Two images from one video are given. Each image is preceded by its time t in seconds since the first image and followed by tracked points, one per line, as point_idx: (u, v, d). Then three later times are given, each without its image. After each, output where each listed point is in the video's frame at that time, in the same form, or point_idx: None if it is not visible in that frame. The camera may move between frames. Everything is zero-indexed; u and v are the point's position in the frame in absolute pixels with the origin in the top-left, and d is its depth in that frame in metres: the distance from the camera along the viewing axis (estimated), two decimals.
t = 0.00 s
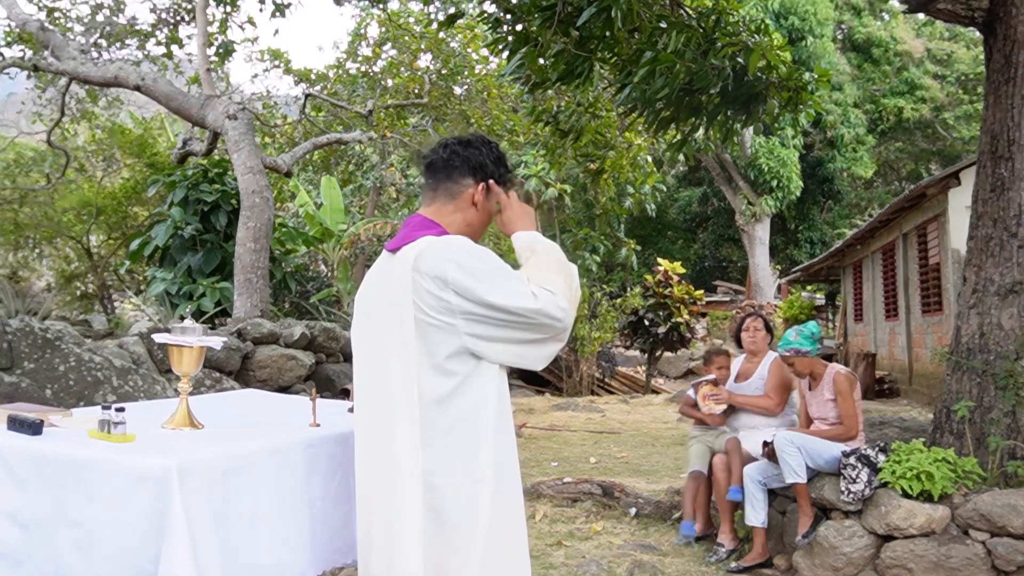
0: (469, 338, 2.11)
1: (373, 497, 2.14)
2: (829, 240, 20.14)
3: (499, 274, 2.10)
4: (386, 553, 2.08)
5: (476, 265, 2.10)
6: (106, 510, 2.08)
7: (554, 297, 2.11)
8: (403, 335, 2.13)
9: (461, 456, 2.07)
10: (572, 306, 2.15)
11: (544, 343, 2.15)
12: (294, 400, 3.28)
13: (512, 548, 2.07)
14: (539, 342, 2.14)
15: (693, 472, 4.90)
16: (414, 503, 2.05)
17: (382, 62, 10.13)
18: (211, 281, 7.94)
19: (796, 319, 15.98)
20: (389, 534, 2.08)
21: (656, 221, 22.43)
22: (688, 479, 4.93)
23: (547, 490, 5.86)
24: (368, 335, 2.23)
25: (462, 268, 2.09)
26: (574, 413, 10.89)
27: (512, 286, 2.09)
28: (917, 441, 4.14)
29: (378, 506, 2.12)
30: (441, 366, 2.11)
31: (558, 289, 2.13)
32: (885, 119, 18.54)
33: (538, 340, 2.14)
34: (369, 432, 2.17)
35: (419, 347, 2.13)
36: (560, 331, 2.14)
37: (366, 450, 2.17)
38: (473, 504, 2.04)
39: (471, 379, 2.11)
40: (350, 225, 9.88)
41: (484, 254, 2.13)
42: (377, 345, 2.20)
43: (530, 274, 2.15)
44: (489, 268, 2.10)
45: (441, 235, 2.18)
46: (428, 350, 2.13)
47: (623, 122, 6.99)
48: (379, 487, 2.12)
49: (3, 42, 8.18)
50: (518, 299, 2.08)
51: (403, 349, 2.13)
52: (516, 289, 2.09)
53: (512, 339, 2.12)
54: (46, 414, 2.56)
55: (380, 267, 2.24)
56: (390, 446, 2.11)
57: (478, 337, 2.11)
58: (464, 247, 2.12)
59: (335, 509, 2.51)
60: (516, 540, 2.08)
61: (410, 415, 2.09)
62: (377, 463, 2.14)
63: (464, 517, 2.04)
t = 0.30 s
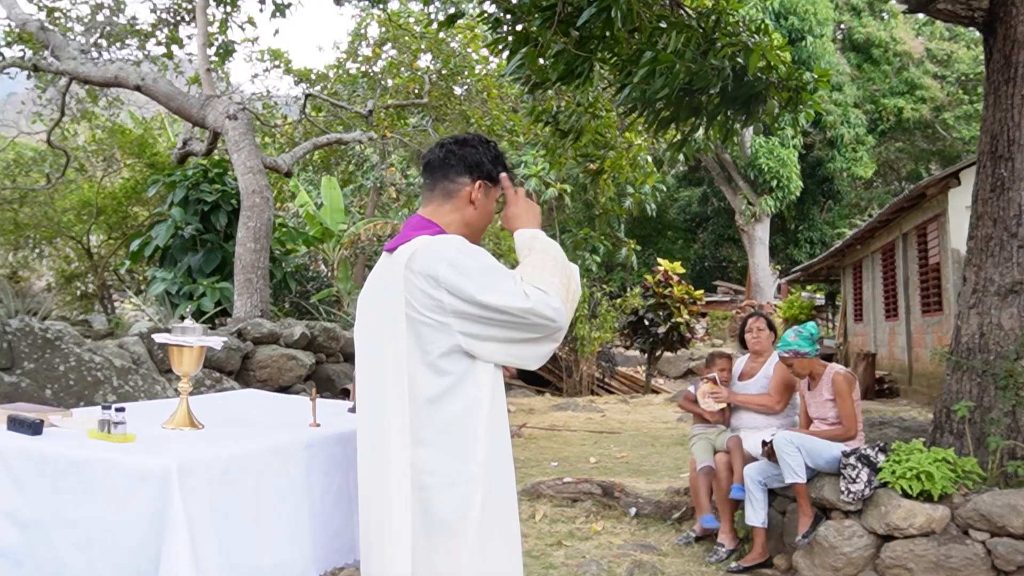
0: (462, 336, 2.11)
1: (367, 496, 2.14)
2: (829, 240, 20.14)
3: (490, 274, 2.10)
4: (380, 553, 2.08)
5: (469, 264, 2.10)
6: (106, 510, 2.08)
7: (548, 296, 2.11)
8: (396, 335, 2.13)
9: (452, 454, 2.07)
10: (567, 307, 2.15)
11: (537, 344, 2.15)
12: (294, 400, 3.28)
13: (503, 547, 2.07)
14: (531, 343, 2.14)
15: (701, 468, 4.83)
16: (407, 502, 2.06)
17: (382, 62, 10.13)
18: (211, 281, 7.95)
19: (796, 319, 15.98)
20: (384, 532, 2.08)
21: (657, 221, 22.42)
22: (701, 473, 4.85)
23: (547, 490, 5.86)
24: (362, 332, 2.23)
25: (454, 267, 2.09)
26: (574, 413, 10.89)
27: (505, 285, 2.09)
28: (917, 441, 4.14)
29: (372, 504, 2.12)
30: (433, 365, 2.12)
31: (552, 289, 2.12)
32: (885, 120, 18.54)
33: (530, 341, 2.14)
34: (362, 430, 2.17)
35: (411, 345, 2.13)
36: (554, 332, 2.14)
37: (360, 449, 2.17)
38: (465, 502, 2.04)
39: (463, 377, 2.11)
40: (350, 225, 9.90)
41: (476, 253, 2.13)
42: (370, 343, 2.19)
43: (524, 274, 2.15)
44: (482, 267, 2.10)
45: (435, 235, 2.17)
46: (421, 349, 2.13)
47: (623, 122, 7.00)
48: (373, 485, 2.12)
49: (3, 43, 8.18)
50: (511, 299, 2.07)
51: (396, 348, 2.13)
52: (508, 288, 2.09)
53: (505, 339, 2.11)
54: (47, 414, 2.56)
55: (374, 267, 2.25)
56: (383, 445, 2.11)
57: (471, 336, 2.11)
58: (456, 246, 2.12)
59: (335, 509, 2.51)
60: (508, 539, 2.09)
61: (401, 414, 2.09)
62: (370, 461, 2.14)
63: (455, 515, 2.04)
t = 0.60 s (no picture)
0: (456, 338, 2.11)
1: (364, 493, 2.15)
2: (829, 240, 20.15)
3: (484, 277, 2.09)
4: (377, 550, 2.09)
5: (464, 266, 2.09)
6: (106, 510, 2.09)
7: (541, 303, 2.08)
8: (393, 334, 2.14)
9: (448, 454, 2.07)
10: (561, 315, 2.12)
11: (531, 349, 2.14)
12: (294, 400, 3.29)
13: (499, 546, 2.07)
14: (526, 348, 2.13)
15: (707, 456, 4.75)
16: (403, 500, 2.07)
17: (382, 62, 10.14)
18: (211, 281, 7.95)
19: (796, 319, 15.99)
20: (381, 530, 2.09)
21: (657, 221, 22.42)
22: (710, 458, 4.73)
23: (547, 490, 5.86)
24: (362, 332, 2.24)
25: (448, 269, 2.09)
26: (574, 413, 10.90)
27: (498, 290, 2.08)
28: (917, 441, 4.15)
29: (370, 501, 2.13)
30: (429, 365, 2.12)
31: (545, 296, 2.10)
32: (885, 120, 18.55)
33: (523, 346, 2.13)
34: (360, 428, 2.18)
35: (405, 345, 2.14)
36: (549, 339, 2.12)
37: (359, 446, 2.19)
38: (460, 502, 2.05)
39: (459, 378, 2.11)
40: (350, 225, 9.92)
41: (472, 255, 2.13)
42: (368, 342, 2.21)
43: (520, 278, 2.13)
44: (476, 270, 2.09)
45: (431, 234, 2.17)
46: (415, 349, 2.13)
47: (622, 122, 7.01)
48: (371, 482, 2.13)
49: (4, 42, 8.19)
50: (503, 305, 2.06)
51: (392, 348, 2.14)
52: (501, 293, 2.07)
53: (498, 342, 2.11)
54: (47, 414, 2.57)
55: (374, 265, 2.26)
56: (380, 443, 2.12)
57: (464, 338, 2.10)
58: (451, 247, 2.12)
59: (335, 509, 2.51)
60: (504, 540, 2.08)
61: (396, 414, 2.10)
62: (367, 459, 2.15)
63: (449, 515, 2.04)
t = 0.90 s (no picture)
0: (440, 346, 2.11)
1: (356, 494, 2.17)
2: (829, 240, 20.15)
3: (469, 288, 2.09)
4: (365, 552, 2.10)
5: (451, 275, 2.10)
6: (107, 510, 2.09)
7: (516, 321, 2.07)
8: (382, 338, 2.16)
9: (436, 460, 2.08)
10: (540, 339, 2.10)
11: (512, 367, 2.12)
12: (295, 400, 3.30)
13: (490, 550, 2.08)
14: (507, 364, 2.11)
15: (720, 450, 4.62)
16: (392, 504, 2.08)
17: (382, 62, 10.15)
18: (211, 281, 7.96)
19: (797, 319, 16.00)
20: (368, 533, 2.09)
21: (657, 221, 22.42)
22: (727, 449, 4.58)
23: (547, 490, 5.86)
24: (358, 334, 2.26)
25: (434, 278, 2.10)
26: (574, 413, 10.90)
27: (480, 303, 2.08)
28: (917, 441, 4.15)
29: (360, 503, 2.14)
30: (417, 371, 2.13)
31: (521, 314, 2.08)
32: (885, 120, 18.55)
33: (504, 363, 2.11)
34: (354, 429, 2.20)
35: (394, 350, 2.15)
36: (528, 359, 2.10)
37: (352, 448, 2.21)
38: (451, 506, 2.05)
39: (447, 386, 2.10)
40: (350, 225, 9.93)
41: (461, 264, 2.13)
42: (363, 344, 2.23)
43: (505, 294, 2.12)
44: (462, 280, 2.10)
45: (427, 237, 2.17)
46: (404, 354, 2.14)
47: (622, 122, 7.02)
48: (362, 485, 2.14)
49: (4, 43, 8.19)
50: (482, 317, 2.05)
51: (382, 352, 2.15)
52: (483, 306, 2.07)
53: (478, 356, 2.09)
54: (48, 414, 2.57)
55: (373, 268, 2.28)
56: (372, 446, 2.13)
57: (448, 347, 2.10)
58: (441, 254, 2.13)
59: (334, 509, 2.51)
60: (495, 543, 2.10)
61: (386, 419, 2.11)
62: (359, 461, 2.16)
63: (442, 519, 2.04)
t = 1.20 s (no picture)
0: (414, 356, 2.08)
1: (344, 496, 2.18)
2: (829, 240, 20.15)
3: (446, 300, 2.05)
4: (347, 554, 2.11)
5: (433, 283, 2.07)
6: (107, 509, 2.09)
7: (483, 346, 1.99)
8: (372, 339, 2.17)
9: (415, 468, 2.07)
10: (505, 374, 2.02)
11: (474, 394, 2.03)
12: (294, 400, 3.29)
13: (477, 561, 2.09)
14: (469, 391, 2.04)
15: (724, 451, 4.61)
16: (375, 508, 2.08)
17: (382, 62, 10.15)
18: (211, 281, 7.96)
19: (796, 319, 16.00)
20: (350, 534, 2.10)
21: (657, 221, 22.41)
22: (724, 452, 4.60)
23: (547, 490, 5.86)
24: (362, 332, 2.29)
25: (417, 283, 2.07)
26: (574, 413, 10.90)
27: (454, 318, 2.03)
28: (917, 441, 4.16)
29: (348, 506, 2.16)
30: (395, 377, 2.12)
31: (490, 339, 2.00)
32: (885, 120, 18.59)
33: (468, 387, 2.03)
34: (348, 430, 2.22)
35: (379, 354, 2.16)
36: (488, 391, 2.02)
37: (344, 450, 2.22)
38: (433, 526, 2.03)
39: (423, 399, 2.07)
40: (350, 225, 9.92)
41: (447, 274, 2.09)
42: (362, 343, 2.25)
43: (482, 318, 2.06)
44: (444, 290, 2.06)
45: (423, 238, 2.14)
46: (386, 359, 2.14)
47: (623, 122, 7.03)
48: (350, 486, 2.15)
49: (4, 43, 8.19)
50: (450, 332, 2.01)
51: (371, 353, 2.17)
52: (457, 321, 2.03)
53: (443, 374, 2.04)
54: (47, 414, 2.57)
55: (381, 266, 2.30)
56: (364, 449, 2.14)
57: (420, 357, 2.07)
58: (430, 257, 2.10)
59: (334, 510, 2.52)
60: (484, 553, 2.10)
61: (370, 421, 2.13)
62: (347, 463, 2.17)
63: (424, 542, 2.02)
